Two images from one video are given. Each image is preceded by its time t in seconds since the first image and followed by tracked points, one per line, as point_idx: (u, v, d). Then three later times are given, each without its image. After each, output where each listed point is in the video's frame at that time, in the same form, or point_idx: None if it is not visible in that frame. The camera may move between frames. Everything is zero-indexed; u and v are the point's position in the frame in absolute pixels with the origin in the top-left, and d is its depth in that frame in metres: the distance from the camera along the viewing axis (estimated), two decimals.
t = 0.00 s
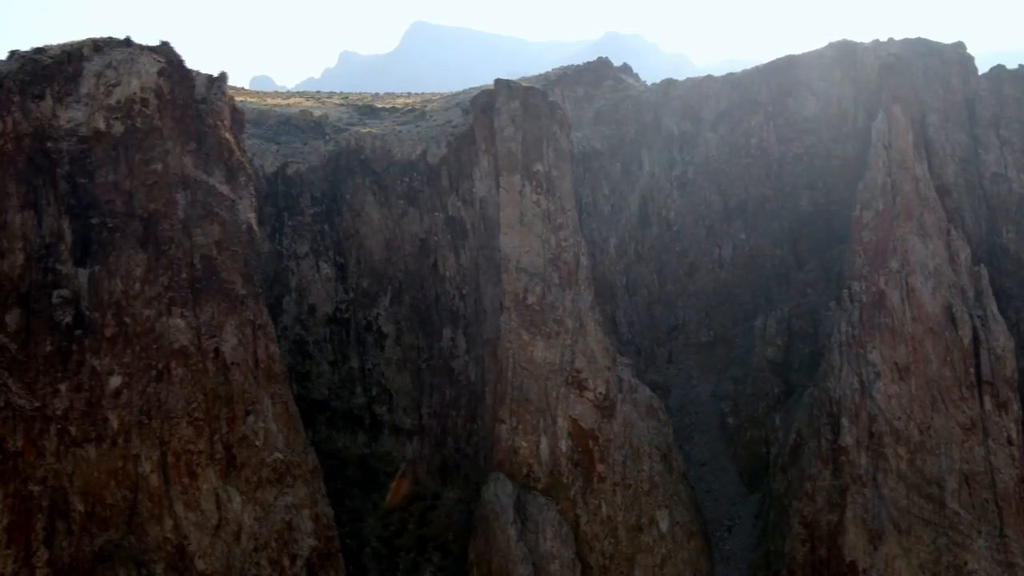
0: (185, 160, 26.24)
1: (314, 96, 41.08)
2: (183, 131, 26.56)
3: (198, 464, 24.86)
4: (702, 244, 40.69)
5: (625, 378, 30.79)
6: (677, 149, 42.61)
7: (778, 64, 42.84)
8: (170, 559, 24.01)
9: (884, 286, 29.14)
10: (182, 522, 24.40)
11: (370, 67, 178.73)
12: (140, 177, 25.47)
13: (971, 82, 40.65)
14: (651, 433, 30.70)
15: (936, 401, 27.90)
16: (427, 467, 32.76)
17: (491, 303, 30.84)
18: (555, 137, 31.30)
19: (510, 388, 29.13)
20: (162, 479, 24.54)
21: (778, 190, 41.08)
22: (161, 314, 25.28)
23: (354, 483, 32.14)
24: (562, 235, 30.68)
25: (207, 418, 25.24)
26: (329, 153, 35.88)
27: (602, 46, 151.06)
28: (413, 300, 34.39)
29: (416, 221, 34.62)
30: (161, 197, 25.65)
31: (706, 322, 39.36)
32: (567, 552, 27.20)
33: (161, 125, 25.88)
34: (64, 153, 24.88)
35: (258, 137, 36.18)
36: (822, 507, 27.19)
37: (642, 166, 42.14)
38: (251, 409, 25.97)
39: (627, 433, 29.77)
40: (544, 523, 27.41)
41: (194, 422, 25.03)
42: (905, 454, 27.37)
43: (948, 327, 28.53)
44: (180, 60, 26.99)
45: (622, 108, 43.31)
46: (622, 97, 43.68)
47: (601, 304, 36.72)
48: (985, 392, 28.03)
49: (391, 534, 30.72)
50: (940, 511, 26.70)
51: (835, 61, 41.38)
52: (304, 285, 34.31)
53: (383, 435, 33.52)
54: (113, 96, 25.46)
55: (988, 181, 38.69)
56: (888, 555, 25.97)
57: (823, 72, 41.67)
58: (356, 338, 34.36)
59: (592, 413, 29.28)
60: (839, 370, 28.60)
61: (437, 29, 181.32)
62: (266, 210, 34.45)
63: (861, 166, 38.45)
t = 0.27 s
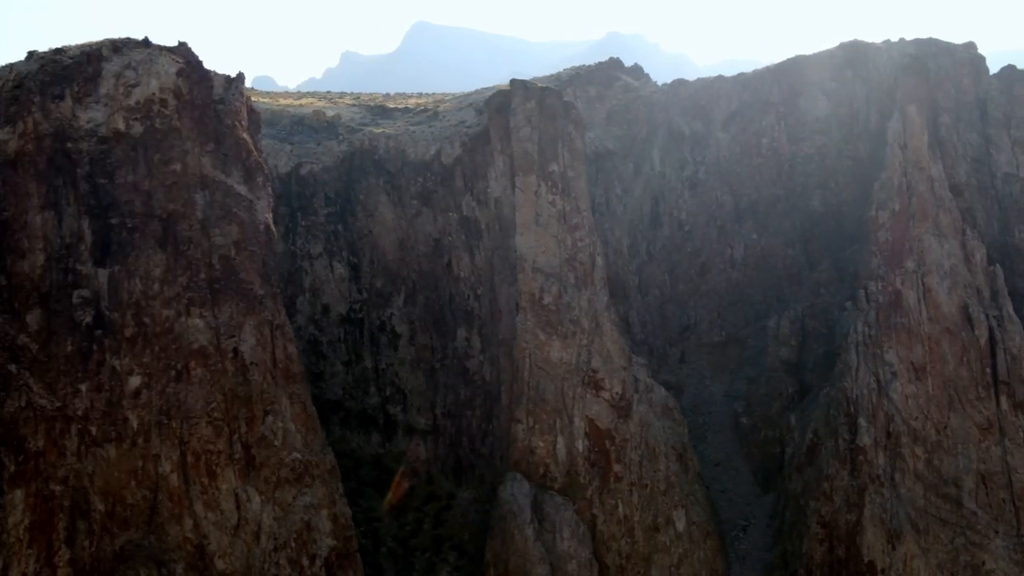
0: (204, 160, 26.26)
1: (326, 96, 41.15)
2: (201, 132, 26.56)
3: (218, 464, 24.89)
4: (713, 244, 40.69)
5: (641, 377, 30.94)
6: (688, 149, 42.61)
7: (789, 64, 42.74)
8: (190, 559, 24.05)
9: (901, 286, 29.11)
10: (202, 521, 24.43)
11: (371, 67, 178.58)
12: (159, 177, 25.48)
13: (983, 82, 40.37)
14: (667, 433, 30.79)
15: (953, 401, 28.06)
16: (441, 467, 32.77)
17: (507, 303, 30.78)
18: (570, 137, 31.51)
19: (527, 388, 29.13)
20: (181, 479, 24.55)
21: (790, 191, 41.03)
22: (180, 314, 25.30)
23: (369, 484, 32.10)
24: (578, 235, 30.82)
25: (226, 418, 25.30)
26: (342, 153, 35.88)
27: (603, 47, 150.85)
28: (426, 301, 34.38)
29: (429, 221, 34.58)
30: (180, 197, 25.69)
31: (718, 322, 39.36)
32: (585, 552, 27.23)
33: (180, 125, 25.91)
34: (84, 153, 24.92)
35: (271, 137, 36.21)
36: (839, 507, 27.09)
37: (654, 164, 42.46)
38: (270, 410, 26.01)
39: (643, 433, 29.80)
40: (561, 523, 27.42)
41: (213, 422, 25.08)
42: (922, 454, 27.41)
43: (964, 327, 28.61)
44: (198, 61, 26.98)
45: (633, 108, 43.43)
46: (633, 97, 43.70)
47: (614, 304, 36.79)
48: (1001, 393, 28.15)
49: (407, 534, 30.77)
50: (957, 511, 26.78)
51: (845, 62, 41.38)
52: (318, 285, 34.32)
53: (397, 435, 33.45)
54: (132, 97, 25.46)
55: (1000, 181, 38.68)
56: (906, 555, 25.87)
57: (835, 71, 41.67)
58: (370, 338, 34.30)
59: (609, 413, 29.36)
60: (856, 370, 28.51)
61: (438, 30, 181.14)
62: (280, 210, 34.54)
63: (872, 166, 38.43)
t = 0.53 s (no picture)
0: (218, 160, 26.30)
1: (336, 96, 41.16)
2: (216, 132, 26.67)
3: (234, 464, 24.92)
4: (722, 244, 40.81)
5: (654, 377, 31.08)
6: (697, 149, 42.67)
7: (798, 65, 42.82)
8: (206, 559, 24.07)
9: (914, 286, 29.14)
10: (218, 521, 24.45)
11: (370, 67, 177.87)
12: (175, 177, 25.54)
13: (992, 81, 40.14)
14: (680, 433, 30.87)
15: (966, 401, 28.09)
16: (453, 467, 32.89)
17: (519, 303, 30.72)
18: (582, 138, 31.51)
19: (540, 388, 29.15)
20: (197, 479, 24.57)
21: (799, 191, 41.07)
22: (196, 314, 25.36)
23: (381, 484, 32.15)
24: (590, 235, 30.84)
25: (242, 418, 25.31)
26: (353, 153, 35.86)
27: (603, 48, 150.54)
28: (437, 300, 34.41)
29: (441, 221, 34.61)
30: (196, 197, 25.75)
31: (727, 322, 39.39)
32: (598, 552, 27.21)
33: (195, 125, 25.96)
34: (100, 153, 25.01)
35: (282, 137, 36.25)
36: (854, 506, 27.12)
37: (663, 165, 42.44)
38: (285, 409, 26.03)
39: (656, 433, 29.87)
40: (575, 523, 27.42)
41: (229, 422, 25.10)
42: (936, 454, 27.46)
43: (978, 327, 28.64)
44: (213, 61, 27.05)
45: (643, 109, 43.18)
46: (643, 97, 43.44)
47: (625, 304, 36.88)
48: (1015, 392, 28.22)
49: (420, 534, 30.75)
50: (971, 510, 26.75)
51: (854, 62, 41.40)
52: (329, 285, 34.35)
53: (408, 435, 33.47)
54: (148, 97, 25.46)
55: (1010, 181, 38.68)
56: (921, 555, 25.88)
57: (843, 71, 41.70)
58: (381, 338, 34.37)
59: (622, 413, 29.41)
60: (870, 370, 28.51)
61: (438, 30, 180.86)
62: (291, 210, 34.53)
63: (882, 166, 38.52)
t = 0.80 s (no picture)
0: (236, 160, 26.48)
1: (346, 96, 41.16)
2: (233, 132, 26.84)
3: (252, 464, 25.00)
4: (733, 244, 40.80)
5: (669, 377, 31.07)
6: (707, 148, 42.62)
7: (809, 64, 42.65)
8: (225, 558, 24.08)
9: (928, 286, 29.17)
10: (236, 521, 24.47)
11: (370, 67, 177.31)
12: (192, 177, 25.67)
13: (1001, 82, 40.12)
14: (696, 433, 30.55)
15: (981, 401, 28.07)
16: (466, 467, 32.61)
17: (533, 303, 30.52)
18: (595, 138, 31.68)
19: (555, 387, 29.26)
20: (216, 479, 24.59)
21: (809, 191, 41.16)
22: (213, 314, 25.39)
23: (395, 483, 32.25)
24: (604, 235, 30.84)
25: (260, 418, 25.37)
26: (366, 153, 35.95)
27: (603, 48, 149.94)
28: (450, 300, 34.38)
29: (453, 221, 34.54)
30: (214, 198, 25.87)
31: (737, 321, 39.46)
32: (613, 551, 27.29)
33: (213, 125, 26.14)
34: (119, 153, 25.24)
35: (295, 137, 36.36)
36: (869, 506, 27.27)
37: (673, 165, 42.45)
38: (303, 409, 26.06)
39: (671, 433, 29.80)
40: (590, 523, 27.49)
41: (247, 421, 25.17)
42: (951, 453, 27.44)
43: (992, 326, 28.73)
44: (231, 62, 27.19)
45: (654, 108, 43.39)
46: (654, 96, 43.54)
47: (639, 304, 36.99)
48: None
49: (434, 534, 30.88)
50: (987, 510, 26.71)
51: (865, 62, 41.53)
52: (341, 285, 34.29)
53: (421, 434, 33.16)
54: (166, 97, 25.73)
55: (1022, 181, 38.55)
56: (937, 554, 25.98)
57: (855, 71, 41.66)
58: (394, 338, 34.18)
59: (638, 412, 29.43)
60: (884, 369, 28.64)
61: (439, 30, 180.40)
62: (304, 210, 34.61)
63: (895, 167, 39.14)
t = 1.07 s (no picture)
0: (253, 160, 26.43)
1: (357, 96, 41.17)
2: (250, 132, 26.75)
3: (270, 463, 24.99)
4: (744, 244, 40.83)
5: (683, 377, 31.18)
6: (718, 148, 42.54)
7: (819, 65, 42.82)
8: (243, 558, 24.09)
9: (944, 286, 29.20)
10: (254, 520, 24.48)
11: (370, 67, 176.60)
12: (210, 177, 25.67)
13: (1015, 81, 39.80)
14: (708, 432, 30.97)
15: (998, 400, 27.99)
16: (480, 466, 32.96)
17: (548, 303, 31.02)
18: (611, 138, 31.47)
19: (571, 387, 29.24)
20: (234, 479, 24.64)
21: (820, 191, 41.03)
22: (231, 314, 25.41)
23: (409, 483, 32.30)
24: (618, 235, 30.82)
25: (277, 417, 25.38)
26: (378, 153, 35.93)
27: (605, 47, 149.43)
28: (464, 300, 34.46)
29: (467, 221, 34.65)
30: (231, 197, 25.85)
31: (749, 321, 39.47)
32: (630, 551, 27.31)
33: (230, 125, 26.08)
34: (137, 154, 25.20)
35: (307, 137, 36.30)
36: (886, 505, 27.28)
37: (683, 165, 42.38)
38: (320, 409, 26.09)
39: (686, 432, 29.90)
40: (607, 522, 27.50)
41: (265, 421, 25.19)
42: (967, 453, 27.43)
43: (1008, 326, 28.66)
44: (246, 61, 27.21)
45: (665, 109, 43.71)
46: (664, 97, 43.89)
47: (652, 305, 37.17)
48: None
49: (449, 534, 30.65)
50: (1003, 510, 26.57)
51: (875, 62, 41.58)
52: (355, 285, 34.27)
53: (435, 435, 33.45)
54: (184, 97, 25.71)
55: None
56: (955, 554, 25.95)
57: (865, 72, 41.69)
58: (407, 338, 34.33)
59: (653, 412, 29.45)
60: (901, 369, 28.83)
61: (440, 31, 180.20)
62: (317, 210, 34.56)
63: (906, 168, 38.77)
